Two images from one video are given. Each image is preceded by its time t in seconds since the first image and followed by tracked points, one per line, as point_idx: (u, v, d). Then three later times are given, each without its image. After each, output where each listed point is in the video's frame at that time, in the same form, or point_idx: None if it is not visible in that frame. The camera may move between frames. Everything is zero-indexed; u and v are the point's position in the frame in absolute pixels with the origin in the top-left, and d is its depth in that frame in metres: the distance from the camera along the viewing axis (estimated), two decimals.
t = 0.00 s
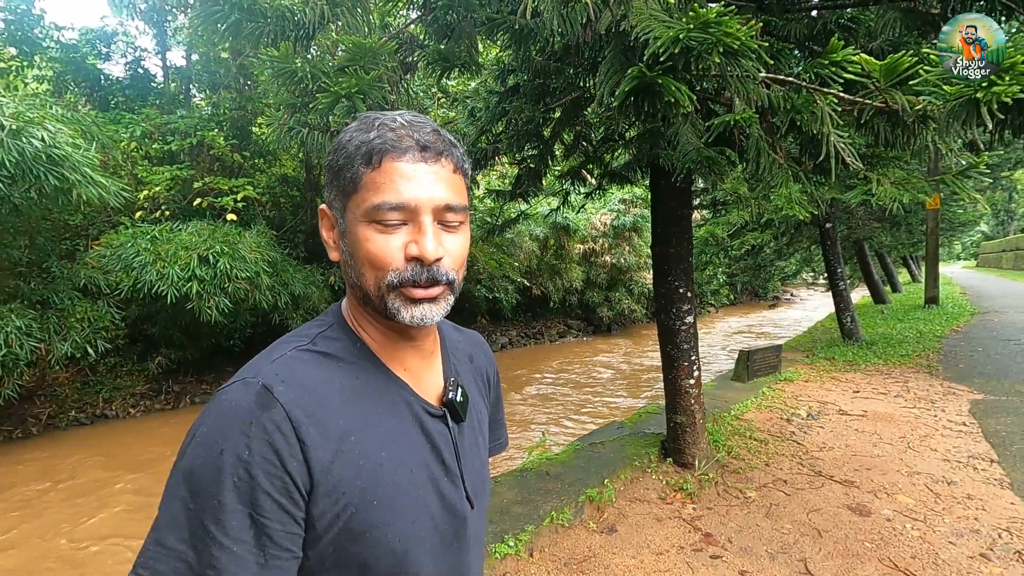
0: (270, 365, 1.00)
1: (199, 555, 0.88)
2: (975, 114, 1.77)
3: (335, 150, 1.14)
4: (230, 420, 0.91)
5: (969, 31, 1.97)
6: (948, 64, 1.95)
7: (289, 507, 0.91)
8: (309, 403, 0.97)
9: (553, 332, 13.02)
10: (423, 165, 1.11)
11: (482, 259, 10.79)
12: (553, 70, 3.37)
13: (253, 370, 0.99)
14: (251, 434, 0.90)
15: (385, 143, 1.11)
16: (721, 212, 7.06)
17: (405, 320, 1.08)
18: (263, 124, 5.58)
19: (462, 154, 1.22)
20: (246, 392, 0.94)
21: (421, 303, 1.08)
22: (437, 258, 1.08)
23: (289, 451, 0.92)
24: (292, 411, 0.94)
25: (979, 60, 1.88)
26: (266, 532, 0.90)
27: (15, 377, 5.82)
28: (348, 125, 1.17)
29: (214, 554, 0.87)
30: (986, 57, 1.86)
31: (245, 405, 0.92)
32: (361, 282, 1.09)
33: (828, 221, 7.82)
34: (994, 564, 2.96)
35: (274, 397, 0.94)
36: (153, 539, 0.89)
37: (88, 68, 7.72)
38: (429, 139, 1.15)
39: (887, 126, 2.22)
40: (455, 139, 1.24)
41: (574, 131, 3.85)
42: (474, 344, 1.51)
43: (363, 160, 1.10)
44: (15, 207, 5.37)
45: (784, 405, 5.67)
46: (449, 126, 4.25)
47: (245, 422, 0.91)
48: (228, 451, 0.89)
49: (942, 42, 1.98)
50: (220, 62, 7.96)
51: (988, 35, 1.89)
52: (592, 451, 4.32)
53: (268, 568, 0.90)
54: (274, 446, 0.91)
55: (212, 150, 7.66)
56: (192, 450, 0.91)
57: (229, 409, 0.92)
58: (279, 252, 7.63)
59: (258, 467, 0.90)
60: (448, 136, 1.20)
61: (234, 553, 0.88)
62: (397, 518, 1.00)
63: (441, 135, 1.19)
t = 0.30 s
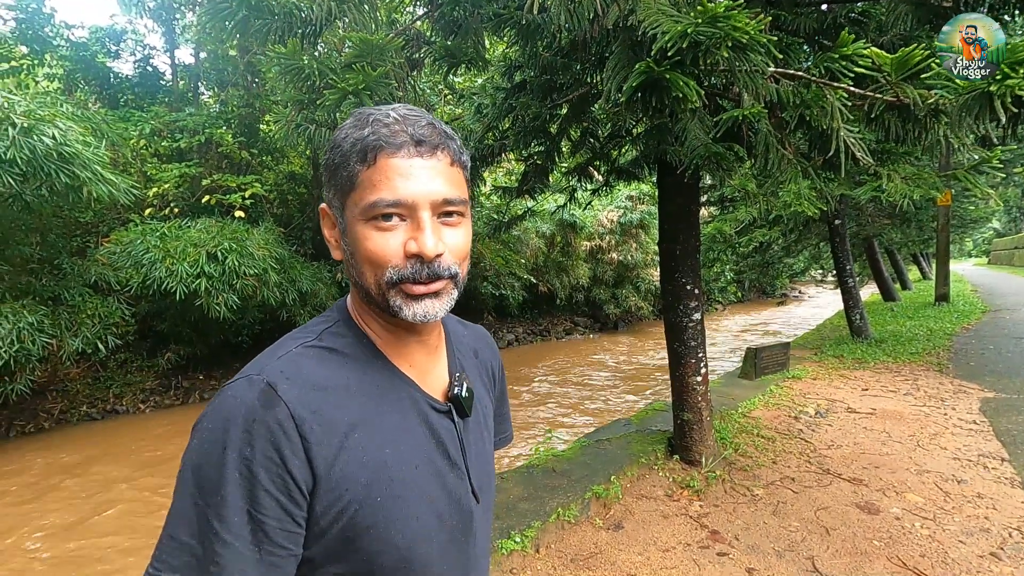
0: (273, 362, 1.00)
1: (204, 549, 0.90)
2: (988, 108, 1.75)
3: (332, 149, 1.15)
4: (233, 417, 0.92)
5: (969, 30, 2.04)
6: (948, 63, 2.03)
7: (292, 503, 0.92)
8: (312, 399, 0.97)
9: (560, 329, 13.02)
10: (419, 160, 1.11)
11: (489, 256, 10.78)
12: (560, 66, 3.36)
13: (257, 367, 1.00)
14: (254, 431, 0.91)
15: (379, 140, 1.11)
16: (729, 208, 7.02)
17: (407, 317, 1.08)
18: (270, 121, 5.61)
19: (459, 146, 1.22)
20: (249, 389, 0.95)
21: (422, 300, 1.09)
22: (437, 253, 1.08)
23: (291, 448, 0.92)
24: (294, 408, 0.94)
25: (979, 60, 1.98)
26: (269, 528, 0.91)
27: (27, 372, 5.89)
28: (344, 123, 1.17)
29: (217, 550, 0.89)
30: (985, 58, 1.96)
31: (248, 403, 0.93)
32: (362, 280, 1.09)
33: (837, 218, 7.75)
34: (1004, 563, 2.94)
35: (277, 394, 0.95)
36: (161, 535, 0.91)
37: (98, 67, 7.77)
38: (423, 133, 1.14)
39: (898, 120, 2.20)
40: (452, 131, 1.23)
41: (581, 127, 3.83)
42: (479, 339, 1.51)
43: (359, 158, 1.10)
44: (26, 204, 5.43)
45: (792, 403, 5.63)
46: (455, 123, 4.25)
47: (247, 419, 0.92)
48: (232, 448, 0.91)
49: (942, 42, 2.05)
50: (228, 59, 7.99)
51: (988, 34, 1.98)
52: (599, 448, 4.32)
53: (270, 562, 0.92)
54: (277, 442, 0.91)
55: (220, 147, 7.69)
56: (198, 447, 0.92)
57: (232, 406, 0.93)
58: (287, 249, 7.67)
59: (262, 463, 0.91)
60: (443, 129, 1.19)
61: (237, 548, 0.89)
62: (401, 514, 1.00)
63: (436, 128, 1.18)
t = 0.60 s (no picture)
0: (279, 354, 1.01)
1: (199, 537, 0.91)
2: (998, 104, 1.73)
3: (341, 147, 1.15)
4: (237, 408, 0.92)
5: (969, 30, 2.01)
6: (948, 63, 1.97)
7: (291, 496, 0.92)
8: (316, 394, 0.97)
9: (564, 327, 13.01)
10: (427, 159, 1.11)
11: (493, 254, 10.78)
12: (565, 63, 3.35)
13: (263, 359, 1.00)
14: (255, 423, 0.92)
15: (388, 138, 1.11)
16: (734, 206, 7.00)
17: (415, 313, 1.09)
18: (275, 120, 5.63)
19: (468, 145, 1.22)
20: (254, 381, 0.96)
21: (430, 296, 1.09)
22: (445, 252, 1.08)
23: (292, 441, 0.92)
24: (297, 401, 0.95)
25: (979, 60, 1.93)
26: (264, 521, 0.91)
27: (35, 369, 5.94)
28: (353, 120, 1.17)
29: (213, 538, 0.90)
30: (986, 57, 1.92)
31: (252, 394, 0.94)
32: (370, 276, 1.10)
33: (843, 215, 7.71)
34: (1011, 563, 2.92)
35: (280, 387, 0.95)
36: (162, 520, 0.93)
37: (105, 66, 7.81)
38: (432, 132, 1.14)
39: (906, 117, 2.20)
40: (460, 129, 1.23)
41: (585, 124, 3.83)
42: (487, 336, 1.52)
43: (368, 156, 1.10)
44: (34, 202, 5.47)
45: (798, 401, 5.61)
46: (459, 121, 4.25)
47: (249, 411, 0.92)
48: (233, 438, 0.91)
49: (942, 42, 2.00)
50: (233, 58, 8.01)
51: (988, 35, 1.94)
52: (603, 446, 4.31)
53: (263, 554, 0.92)
54: (278, 435, 0.92)
55: (226, 146, 7.72)
56: (202, 436, 0.93)
57: (236, 397, 0.94)
58: (292, 247, 7.69)
59: (261, 456, 0.91)
60: (452, 127, 1.19)
61: (231, 538, 0.90)
62: (401, 511, 1.00)
63: (445, 127, 1.18)
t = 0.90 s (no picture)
0: (292, 348, 1.02)
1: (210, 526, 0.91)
2: (1003, 104, 1.72)
3: (364, 146, 1.15)
4: (250, 399, 0.93)
5: (970, 30, 2.01)
6: (948, 64, 1.99)
7: (301, 488, 0.93)
8: (328, 388, 0.98)
9: (567, 328, 13.00)
10: (451, 164, 1.12)
11: (497, 255, 10.78)
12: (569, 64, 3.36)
13: (276, 353, 1.01)
14: (268, 414, 0.92)
15: (414, 141, 1.11)
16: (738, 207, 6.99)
17: (428, 314, 1.09)
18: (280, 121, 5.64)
19: (489, 152, 1.22)
20: (267, 373, 0.96)
21: (445, 299, 1.10)
22: (462, 255, 1.08)
23: (303, 434, 0.93)
24: (310, 395, 0.95)
25: (979, 60, 1.96)
26: (274, 512, 0.91)
27: (41, 369, 5.97)
28: (379, 121, 1.18)
29: (223, 528, 0.90)
30: (985, 57, 1.95)
31: (265, 386, 0.94)
32: (386, 275, 1.10)
33: (847, 216, 7.69)
34: (1017, 565, 2.91)
35: (294, 380, 0.95)
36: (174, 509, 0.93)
37: (110, 67, 7.85)
38: (457, 138, 1.15)
39: (911, 117, 2.20)
40: (483, 137, 1.23)
41: (589, 125, 3.83)
42: (493, 340, 1.52)
43: (393, 157, 1.11)
44: (40, 203, 5.50)
45: (802, 403, 5.59)
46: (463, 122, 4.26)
47: (263, 402, 0.93)
48: (246, 428, 0.92)
49: (942, 42, 2.01)
50: (238, 59, 8.04)
51: (988, 34, 1.96)
52: (607, 447, 4.31)
53: (272, 545, 0.92)
54: (290, 427, 0.92)
55: (230, 147, 7.75)
56: (216, 425, 0.94)
57: (250, 388, 0.94)
58: (296, 248, 7.71)
59: (274, 447, 0.92)
60: (475, 135, 1.20)
61: (241, 527, 0.91)
62: (408, 507, 1.00)
63: (468, 134, 1.19)
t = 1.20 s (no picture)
0: (290, 347, 1.02)
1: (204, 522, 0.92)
2: (1004, 105, 1.73)
3: (358, 153, 1.15)
4: (247, 396, 0.93)
5: (969, 30, 2.03)
6: (948, 63, 2.00)
7: (295, 485, 0.93)
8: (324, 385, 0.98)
9: (567, 328, 13.00)
10: (446, 172, 1.12)
11: (497, 255, 10.78)
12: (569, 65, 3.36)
13: (273, 351, 1.02)
14: (263, 411, 0.93)
15: (408, 150, 1.11)
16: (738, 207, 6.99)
17: (426, 323, 1.10)
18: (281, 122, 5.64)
19: (484, 156, 1.22)
20: (264, 371, 0.97)
21: (442, 308, 1.10)
22: (460, 264, 1.09)
23: (298, 431, 0.93)
24: (306, 392, 0.96)
25: (979, 60, 1.99)
26: (268, 509, 0.92)
27: (41, 369, 5.97)
28: (371, 126, 1.18)
29: (217, 524, 0.91)
30: (986, 58, 1.98)
31: (261, 383, 0.95)
32: (384, 285, 1.10)
33: (847, 217, 7.70)
34: (1017, 565, 2.91)
35: (290, 377, 0.96)
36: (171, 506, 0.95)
37: (110, 67, 7.85)
38: (451, 144, 1.15)
39: (911, 117, 2.20)
40: (478, 141, 1.23)
41: (589, 125, 3.83)
42: (492, 339, 1.52)
43: (387, 166, 1.11)
44: (40, 203, 5.50)
45: (802, 403, 5.59)
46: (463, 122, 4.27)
47: (259, 399, 0.93)
48: (241, 424, 0.92)
49: (943, 42, 2.02)
50: (238, 59, 8.05)
51: (988, 35, 1.98)
52: (607, 447, 4.31)
53: (265, 542, 0.92)
54: (285, 425, 0.93)
55: (231, 147, 7.75)
56: (213, 422, 0.95)
57: (246, 385, 0.95)
58: (296, 248, 7.72)
59: (268, 444, 0.92)
60: (470, 139, 1.20)
61: (234, 524, 0.91)
62: (405, 505, 1.00)
63: (463, 138, 1.19)
